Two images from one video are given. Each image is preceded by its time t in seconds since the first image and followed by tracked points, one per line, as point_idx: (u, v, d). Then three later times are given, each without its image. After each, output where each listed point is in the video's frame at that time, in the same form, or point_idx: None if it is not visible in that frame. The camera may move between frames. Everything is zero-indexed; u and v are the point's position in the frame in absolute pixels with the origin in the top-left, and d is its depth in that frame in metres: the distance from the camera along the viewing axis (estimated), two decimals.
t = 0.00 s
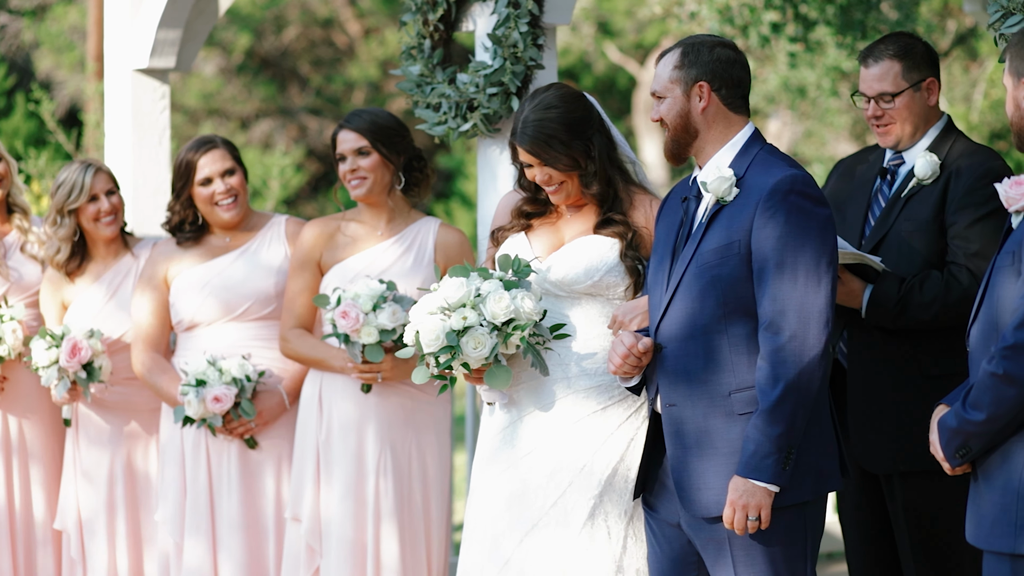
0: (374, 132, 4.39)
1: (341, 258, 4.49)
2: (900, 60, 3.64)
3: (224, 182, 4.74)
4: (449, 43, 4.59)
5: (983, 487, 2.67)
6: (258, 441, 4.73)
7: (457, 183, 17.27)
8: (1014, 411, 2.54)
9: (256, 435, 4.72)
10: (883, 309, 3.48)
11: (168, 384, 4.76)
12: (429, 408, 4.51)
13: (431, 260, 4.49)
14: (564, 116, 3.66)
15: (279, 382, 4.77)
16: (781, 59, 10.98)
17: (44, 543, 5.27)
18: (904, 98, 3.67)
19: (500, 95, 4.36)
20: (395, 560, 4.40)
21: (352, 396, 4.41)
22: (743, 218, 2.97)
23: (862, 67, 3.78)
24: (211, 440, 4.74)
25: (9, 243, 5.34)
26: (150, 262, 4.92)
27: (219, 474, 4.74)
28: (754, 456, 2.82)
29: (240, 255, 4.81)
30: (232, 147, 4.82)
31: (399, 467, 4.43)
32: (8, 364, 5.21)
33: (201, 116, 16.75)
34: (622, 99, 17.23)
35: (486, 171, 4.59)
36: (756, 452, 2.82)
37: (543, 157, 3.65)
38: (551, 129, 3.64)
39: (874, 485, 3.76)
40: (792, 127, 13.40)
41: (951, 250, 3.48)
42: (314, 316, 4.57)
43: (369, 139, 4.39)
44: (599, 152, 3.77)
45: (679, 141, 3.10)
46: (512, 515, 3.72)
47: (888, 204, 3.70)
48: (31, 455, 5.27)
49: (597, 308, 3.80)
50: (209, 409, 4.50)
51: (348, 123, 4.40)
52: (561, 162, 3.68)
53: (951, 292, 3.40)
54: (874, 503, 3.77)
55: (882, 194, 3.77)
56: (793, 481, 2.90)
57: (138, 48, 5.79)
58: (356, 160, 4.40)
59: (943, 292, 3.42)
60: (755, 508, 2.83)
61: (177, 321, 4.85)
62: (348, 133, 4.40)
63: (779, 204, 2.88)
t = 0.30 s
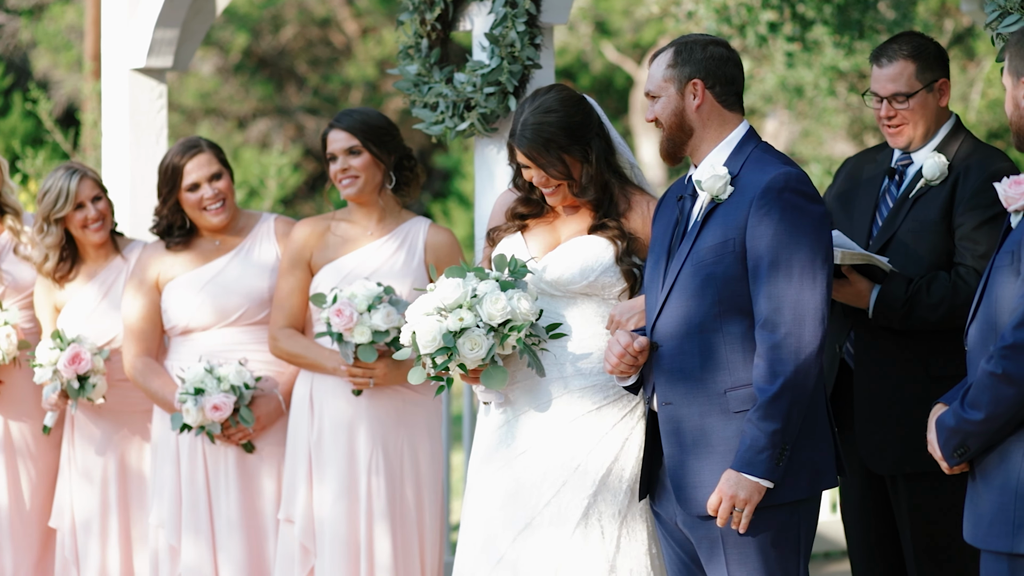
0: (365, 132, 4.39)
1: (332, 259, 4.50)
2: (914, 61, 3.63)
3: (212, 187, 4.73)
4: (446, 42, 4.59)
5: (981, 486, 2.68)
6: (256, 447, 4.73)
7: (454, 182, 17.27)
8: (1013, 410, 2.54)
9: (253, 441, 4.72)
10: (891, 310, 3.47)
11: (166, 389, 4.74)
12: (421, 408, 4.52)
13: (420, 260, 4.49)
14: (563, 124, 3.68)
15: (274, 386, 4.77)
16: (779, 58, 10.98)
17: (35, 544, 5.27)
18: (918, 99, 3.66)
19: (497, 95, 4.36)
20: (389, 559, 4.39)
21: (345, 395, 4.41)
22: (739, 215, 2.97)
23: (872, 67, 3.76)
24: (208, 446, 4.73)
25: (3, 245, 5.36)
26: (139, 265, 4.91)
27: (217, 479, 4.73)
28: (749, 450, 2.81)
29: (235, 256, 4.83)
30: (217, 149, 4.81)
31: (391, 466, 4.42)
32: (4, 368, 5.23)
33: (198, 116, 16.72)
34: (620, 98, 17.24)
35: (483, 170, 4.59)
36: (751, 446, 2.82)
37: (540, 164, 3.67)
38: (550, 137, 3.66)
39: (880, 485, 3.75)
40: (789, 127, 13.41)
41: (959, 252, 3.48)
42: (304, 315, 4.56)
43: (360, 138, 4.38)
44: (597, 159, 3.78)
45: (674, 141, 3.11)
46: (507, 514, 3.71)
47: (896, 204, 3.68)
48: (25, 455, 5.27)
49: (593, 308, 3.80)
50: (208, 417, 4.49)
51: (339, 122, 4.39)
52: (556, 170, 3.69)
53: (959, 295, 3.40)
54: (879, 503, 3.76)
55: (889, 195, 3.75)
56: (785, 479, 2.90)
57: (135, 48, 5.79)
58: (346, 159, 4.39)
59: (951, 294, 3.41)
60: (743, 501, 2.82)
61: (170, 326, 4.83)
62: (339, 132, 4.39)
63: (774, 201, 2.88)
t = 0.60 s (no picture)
0: (353, 129, 4.39)
1: (322, 258, 4.50)
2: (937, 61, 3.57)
3: (209, 186, 4.73)
4: (444, 41, 4.59)
5: (979, 485, 2.68)
6: (248, 446, 4.73)
7: (452, 181, 17.26)
8: (1012, 409, 2.54)
9: (246, 440, 4.72)
10: (906, 313, 3.45)
11: (158, 388, 4.73)
12: (414, 408, 4.52)
13: (411, 258, 4.49)
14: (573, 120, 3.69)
15: (267, 386, 4.79)
16: (777, 58, 10.98)
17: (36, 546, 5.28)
18: (938, 99, 3.60)
19: (495, 94, 4.36)
20: (387, 558, 4.40)
21: (336, 394, 4.41)
22: (738, 214, 2.97)
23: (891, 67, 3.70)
24: (202, 446, 4.73)
25: None
26: (134, 263, 4.90)
27: (210, 474, 4.73)
28: (758, 445, 2.80)
29: (232, 254, 4.83)
30: (215, 148, 4.82)
31: (382, 465, 4.43)
32: None
33: (197, 116, 16.68)
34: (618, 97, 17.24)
35: (482, 170, 4.60)
36: (759, 441, 2.81)
37: (544, 157, 3.68)
38: (557, 130, 3.67)
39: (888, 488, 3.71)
40: (787, 126, 13.41)
41: (974, 254, 3.43)
42: (295, 314, 4.57)
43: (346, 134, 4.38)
44: (601, 158, 3.78)
45: (671, 141, 3.10)
46: (507, 515, 3.71)
47: (911, 206, 3.64)
48: (23, 455, 5.28)
49: (588, 309, 3.80)
50: (201, 417, 4.49)
51: (329, 120, 4.40)
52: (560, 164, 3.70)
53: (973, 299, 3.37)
54: (887, 506, 3.72)
55: (904, 195, 3.71)
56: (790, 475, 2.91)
57: (133, 47, 5.78)
58: (334, 157, 4.40)
59: (965, 299, 3.38)
60: (749, 497, 2.83)
61: (165, 324, 4.83)
62: (329, 130, 4.40)
63: (776, 199, 2.89)
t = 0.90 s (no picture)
0: (339, 130, 4.43)
1: (316, 259, 4.50)
2: (945, 62, 3.57)
3: (208, 182, 4.74)
4: (440, 41, 4.59)
5: (976, 483, 2.68)
6: (240, 444, 4.72)
7: (449, 181, 17.27)
8: (1009, 407, 2.55)
9: (238, 438, 4.70)
10: (915, 312, 3.44)
11: (151, 384, 4.75)
12: (407, 407, 4.51)
13: (405, 258, 4.49)
14: (618, 105, 3.88)
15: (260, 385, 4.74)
16: (774, 58, 10.99)
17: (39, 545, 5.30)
18: (948, 100, 3.58)
19: (492, 94, 4.36)
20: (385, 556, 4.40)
21: (329, 398, 4.40)
22: (739, 213, 2.98)
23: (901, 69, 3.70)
24: (193, 443, 4.73)
25: None
26: (130, 260, 4.90)
27: (201, 473, 4.72)
28: (774, 446, 2.79)
29: (228, 252, 4.82)
30: (215, 146, 4.82)
31: (376, 464, 4.42)
32: None
33: (193, 116, 16.65)
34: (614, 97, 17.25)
35: (479, 169, 4.60)
36: (775, 442, 2.80)
37: (583, 115, 3.82)
38: (603, 102, 3.84)
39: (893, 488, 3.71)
40: (783, 126, 13.43)
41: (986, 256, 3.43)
42: (289, 314, 4.56)
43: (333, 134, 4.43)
44: (620, 157, 3.91)
45: (672, 137, 3.10)
46: (506, 517, 3.72)
47: (920, 207, 3.63)
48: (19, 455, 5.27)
49: (580, 309, 3.80)
50: (192, 414, 4.49)
51: (320, 117, 4.45)
52: (591, 131, 3.83)
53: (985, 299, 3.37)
54: (894, 506, 3.72)
55: (914, 196, 3.69)
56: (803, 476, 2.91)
57: (130, 47, 5.78)
58: (321, 157, 4.44)
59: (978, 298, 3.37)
60: (767, 498, 2.83)
61: (158, 320, 4.82)
62: (319, 129, 4.44)
63: (778, 198, 2.90)
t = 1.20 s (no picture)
0: (345, 129, 4.43)
1: (314, 258, 4.49)
2: (949, 62, 3.58)
3: (209, 179, 4.75)
4: (438, 41, 4.59)
5: (974, 482, 2.69)
6: (236, 443, 4.71)
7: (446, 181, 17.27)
8: (1008, 407, 2.55)
9: (234, 436, 4.70)
10: (911, 299, 3.42)
11: (147, 382, 4.74)
12: (407, 407, 4.51)
13: (404, 257, 4.49)
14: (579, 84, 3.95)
15: (256, 382, 4.74)
16: (771, 58, 10.99)
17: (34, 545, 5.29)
18: (951, 99, 3.59)
19: (490, 94, 4.35)
20: (386, 556, 4.40)
21: (330, 395, 4.40)
22: (743, 214, 2.98)
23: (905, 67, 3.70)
24: (190, 441, 4.74)
25: None
26: (128, 259, 4.90)
27: (196, 472, 4.72)
28: (756, 442, 2.80)
29: (223, 251, 4.82)
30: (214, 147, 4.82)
31: (378, 464, 4.42)
32: None
33: (191, 115, 16.64)
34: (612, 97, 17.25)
35: (476, 169, 4.57)
36: (757, 438, 2.81)
37: (548, 95, 3.87)
38: (564, 81, 3.92)
39: (893, 485, 3.71)
40: (781, 125, 13.43)
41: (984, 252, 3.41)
42: (287, 314, 4.55)
43: (336, 131, 4.42)
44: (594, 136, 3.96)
45: (667, 140, 3.12)
46: (501, 516, 3.72)
47: (923, 205, 3.64)
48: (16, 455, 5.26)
49: (580, 309, 3.82)
50: (187, 411, 4.49)
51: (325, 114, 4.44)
52: (562, 107, 3.88)
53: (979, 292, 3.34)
54: (891, 505, 3.73)
55: (917, 196, 3.70)
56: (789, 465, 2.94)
57: (128, 47, 5.77)
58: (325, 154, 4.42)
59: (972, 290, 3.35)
60: (740, 491, 2.84)
61: (156, 318, 4.81)
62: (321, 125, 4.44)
63: (784, 199, 2.89)
